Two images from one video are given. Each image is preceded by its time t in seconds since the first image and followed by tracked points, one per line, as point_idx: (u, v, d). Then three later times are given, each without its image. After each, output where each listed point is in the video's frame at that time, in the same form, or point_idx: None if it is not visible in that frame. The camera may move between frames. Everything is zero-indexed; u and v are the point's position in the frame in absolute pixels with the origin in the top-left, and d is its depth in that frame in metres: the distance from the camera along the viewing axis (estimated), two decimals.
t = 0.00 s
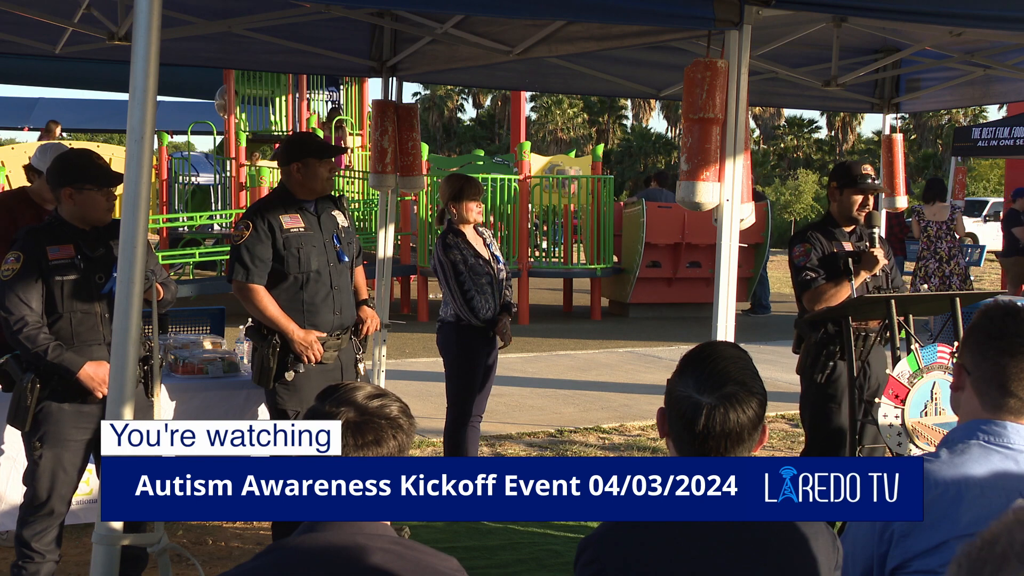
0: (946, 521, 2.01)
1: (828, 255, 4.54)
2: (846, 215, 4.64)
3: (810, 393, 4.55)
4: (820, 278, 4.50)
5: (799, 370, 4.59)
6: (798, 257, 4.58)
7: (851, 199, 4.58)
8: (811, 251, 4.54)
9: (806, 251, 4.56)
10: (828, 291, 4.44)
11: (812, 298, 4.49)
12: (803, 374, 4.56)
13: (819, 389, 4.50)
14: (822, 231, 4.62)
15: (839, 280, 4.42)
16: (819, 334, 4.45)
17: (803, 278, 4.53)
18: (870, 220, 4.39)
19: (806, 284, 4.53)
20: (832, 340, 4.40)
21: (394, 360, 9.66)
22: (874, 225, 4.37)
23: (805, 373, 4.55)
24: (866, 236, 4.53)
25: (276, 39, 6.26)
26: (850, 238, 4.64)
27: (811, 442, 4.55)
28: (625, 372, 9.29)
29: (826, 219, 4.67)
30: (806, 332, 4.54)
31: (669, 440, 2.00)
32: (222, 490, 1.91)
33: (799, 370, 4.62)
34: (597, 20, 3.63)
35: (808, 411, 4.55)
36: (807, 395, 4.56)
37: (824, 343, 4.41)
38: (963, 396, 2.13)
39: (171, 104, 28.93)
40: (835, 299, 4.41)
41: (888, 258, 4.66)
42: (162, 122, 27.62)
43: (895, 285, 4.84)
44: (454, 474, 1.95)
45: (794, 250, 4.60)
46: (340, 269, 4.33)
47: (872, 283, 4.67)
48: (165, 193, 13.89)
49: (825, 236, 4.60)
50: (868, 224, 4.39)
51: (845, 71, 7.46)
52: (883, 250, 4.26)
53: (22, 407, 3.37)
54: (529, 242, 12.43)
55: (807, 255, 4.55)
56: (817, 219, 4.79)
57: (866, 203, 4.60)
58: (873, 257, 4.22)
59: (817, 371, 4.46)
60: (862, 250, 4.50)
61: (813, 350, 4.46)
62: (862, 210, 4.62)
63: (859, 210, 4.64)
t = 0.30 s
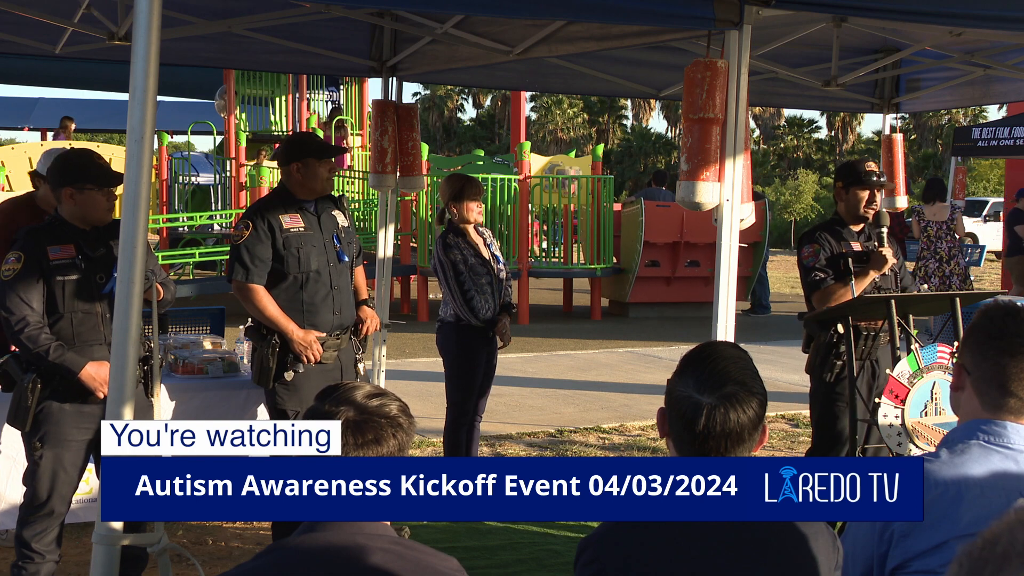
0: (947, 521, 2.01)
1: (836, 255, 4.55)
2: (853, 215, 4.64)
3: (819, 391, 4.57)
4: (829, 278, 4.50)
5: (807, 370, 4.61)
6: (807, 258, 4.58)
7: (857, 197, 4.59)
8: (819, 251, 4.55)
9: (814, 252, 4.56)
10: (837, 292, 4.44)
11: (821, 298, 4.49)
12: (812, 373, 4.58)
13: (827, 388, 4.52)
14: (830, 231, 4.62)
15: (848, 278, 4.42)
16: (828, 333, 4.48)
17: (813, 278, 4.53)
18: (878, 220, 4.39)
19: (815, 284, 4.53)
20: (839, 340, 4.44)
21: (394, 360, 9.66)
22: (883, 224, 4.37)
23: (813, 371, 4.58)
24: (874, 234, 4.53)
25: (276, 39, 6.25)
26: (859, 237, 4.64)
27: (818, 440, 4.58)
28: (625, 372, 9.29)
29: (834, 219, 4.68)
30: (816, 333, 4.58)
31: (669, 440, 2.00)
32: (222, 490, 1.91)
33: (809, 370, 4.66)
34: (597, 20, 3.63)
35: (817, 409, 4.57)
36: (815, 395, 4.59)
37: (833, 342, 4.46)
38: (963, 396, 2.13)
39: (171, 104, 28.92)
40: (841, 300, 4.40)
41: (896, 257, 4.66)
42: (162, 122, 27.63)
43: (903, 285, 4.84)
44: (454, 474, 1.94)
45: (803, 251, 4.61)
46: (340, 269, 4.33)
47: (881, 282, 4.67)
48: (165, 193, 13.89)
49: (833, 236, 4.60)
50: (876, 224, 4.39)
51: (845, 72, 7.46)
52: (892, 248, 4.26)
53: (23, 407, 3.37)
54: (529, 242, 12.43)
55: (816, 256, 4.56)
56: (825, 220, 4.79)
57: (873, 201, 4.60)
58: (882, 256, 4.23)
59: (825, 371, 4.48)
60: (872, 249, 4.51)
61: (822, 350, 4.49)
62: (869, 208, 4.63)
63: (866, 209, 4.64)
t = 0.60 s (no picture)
0: (947, 521, 2.00)
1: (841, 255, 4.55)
2: (860, 216, 4.63)
3: (825, 392, 4.58)
4: (833, 278, 4.53)
5: (815, 370, 4.64)
6: (813, 258, 4.62)
7: (863, 198, 4.58)
8: (824, 251, 4.58)
9: (819, 252, 4.60)
10: (841, 291, 4.46)
11: (826, 298, 4.51)
12: (820, 373, 4.61)
13: (833, 388, 4.53)
14: (836, 231, 4.62)
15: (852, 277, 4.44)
16: (835, 333, 4.52)
17: (818, 279, 4.57)
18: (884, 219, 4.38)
19: (821, 284, 4.56)
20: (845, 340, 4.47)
21: (394, 360, 9.66)
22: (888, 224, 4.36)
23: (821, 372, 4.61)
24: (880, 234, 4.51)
25: (276, 38, 6.25)
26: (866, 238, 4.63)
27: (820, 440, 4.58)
28: (625, 372, 9.29)
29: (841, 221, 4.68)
30: (824, 332, 4.63)
31: (669, 440, 2.00)
32: (222, 490, 1.91)
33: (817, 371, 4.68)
34: (597, 20, 3.63)
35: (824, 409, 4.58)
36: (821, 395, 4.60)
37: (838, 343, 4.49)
38: (963, 396, 2.13)
39: (171, 104, 28.91)
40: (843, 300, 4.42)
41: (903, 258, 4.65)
42: (162, 122, 27.63)
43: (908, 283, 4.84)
44: (454, 474, 1.94)
45: (809, 252, 4.64)
46: (340, 268, 4.33)
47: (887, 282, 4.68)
48: (165, 193, 13.89)
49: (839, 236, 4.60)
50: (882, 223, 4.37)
51: (845, 72, 7.46)
52: (897, 247, 4.29)
53: (22, 407, 3.37)
54: (528, 242, 12.43)
55: (821, 255, 4.59)
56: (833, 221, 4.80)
57: (878, 202, 4.58)
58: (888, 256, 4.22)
59: (832, 370, 4.50)
60: (877, 250, 4.51)
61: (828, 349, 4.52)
62: (875, 209, 4.60)
63: (872, 209, 4.63)
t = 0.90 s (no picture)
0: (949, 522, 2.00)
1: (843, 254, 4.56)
2: (865, 217, 4.63)
3: (827, 392, 4.59)
4: (835, 277, 4.54)
5: (818, 370, 4.66)
6: (816, 258, 4.62)
7: (867, 199, 4.59)
8: (828, 251, 4.59)
9: (823, 252, 4.60)
10: (844, 291, 4.47)
11: (829, 297, 4.53)
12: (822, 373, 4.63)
13: (835, 388, 4.54)
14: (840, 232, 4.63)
15: (853, 277, 4.44)
16: (836, 332, 4.54)
17: (821, 278, 4.58)
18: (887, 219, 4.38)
19: (824, 283, 4.57)
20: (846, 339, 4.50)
21: (394, 360, 9.66)
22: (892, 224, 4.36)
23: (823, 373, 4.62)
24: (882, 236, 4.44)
25: (276, 38, 6.25)
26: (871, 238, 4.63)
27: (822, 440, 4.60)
28: (625, 372, 9.29)
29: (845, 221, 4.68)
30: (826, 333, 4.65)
31: (669, 440, 2.00)
32: (222, 490, 1.84)
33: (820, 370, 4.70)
34: (597, 19, 3.63)
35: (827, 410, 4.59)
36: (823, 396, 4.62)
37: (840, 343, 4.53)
38: (963, 396, 2.14)
39: (171, 104, 28.90)
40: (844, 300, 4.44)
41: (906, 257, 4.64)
42: (162, 122, 27.64)
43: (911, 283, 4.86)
44: (454, 474, 1.85)
45: (812, 251, 4.65)
46: (340, 268, 4.32)
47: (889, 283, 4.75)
48: (165, 193, 13.89)
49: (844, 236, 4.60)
50: (885, 223, 4.34)
51: (845, 72, 7.46)
52: (899, 247, 4.24)
53: (20, 408, 3.38)
54: (528, 242, 12.43)
55: (824, 255, 4.60)
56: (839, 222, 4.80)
57: (883, 203, 4.58)
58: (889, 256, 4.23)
59: (834, 370, 4.53)
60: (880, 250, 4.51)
61: (830, 348, 4.54)
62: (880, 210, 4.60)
63: (878, 210, 4.63)
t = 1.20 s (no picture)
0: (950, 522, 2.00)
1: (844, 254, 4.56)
2: (867, 217, 4.63)
3: (827, 392, 4.59)
4: (834, 277, 4.55)
5: (817, 369, 4.66)
6: (816, 258, 4.61)
7: (869, 199, 4.59)
8: (828, 250, 4.58)
9: (823, 251, 4.60)
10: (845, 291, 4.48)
11: (829, 298, 4.54)
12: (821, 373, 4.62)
13: (834, 387, 4.54)
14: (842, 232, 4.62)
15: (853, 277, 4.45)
16: (835, 331, 4.51)
17: (821, 278, 4.58)
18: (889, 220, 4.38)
19: (823, 283, 4.58)
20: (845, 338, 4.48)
21: (393, 360, 9.65)
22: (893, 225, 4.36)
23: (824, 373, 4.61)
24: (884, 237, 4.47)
25: (276, 38, 6.25)
26: (873, 238, 4.62)
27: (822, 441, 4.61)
28: (625, 372, 9.29)
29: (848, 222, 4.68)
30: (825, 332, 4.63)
31: (669, 440, 2.00)
32: (222, 490, 1.80)
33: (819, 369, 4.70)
34: (596, 20, 3.63)
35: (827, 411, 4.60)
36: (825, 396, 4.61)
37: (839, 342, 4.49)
38: (964, 396, 2.14)
39: (171, 104, 28.87)
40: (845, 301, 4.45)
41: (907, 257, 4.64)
42: (162, 122, 27.61)
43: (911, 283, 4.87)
44: (454, 474, 1.79)
45: (813, 251, 4.65)
46: (340, 268, 4.32)
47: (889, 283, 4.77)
48: (165, 193, 13.89)
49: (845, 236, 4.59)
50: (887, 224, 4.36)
51: (845, 71, 7.46)
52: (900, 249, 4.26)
53: (12, 409, 3.35)
54: (528, 242, 12.42)
55: (825, 255, 4.59)
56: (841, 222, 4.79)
57: (885, 204, 4.58)
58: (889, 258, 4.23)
59: (832, 369, 4.51)
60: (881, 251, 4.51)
61: (829, 347, 4.51)
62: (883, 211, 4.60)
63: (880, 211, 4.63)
